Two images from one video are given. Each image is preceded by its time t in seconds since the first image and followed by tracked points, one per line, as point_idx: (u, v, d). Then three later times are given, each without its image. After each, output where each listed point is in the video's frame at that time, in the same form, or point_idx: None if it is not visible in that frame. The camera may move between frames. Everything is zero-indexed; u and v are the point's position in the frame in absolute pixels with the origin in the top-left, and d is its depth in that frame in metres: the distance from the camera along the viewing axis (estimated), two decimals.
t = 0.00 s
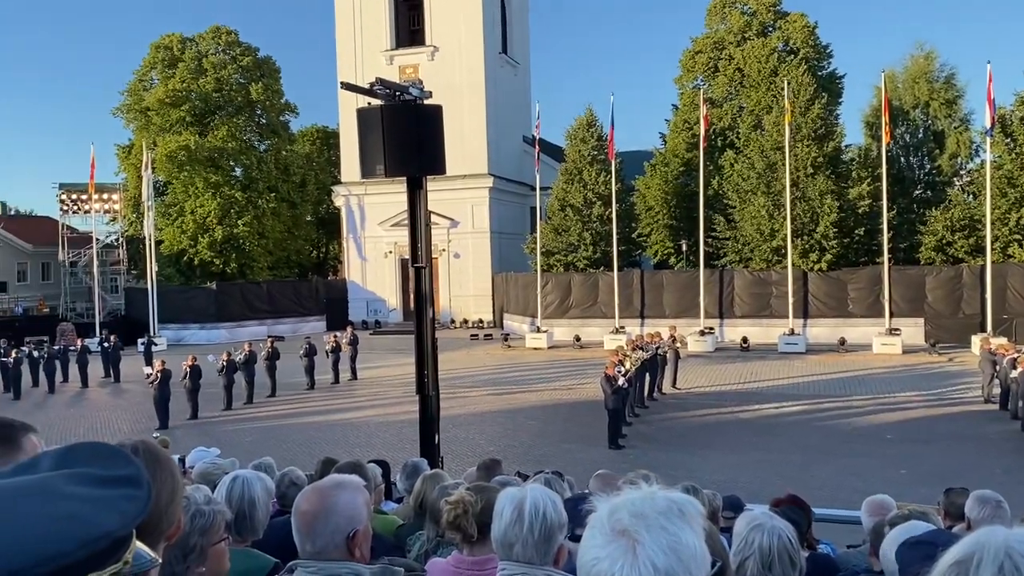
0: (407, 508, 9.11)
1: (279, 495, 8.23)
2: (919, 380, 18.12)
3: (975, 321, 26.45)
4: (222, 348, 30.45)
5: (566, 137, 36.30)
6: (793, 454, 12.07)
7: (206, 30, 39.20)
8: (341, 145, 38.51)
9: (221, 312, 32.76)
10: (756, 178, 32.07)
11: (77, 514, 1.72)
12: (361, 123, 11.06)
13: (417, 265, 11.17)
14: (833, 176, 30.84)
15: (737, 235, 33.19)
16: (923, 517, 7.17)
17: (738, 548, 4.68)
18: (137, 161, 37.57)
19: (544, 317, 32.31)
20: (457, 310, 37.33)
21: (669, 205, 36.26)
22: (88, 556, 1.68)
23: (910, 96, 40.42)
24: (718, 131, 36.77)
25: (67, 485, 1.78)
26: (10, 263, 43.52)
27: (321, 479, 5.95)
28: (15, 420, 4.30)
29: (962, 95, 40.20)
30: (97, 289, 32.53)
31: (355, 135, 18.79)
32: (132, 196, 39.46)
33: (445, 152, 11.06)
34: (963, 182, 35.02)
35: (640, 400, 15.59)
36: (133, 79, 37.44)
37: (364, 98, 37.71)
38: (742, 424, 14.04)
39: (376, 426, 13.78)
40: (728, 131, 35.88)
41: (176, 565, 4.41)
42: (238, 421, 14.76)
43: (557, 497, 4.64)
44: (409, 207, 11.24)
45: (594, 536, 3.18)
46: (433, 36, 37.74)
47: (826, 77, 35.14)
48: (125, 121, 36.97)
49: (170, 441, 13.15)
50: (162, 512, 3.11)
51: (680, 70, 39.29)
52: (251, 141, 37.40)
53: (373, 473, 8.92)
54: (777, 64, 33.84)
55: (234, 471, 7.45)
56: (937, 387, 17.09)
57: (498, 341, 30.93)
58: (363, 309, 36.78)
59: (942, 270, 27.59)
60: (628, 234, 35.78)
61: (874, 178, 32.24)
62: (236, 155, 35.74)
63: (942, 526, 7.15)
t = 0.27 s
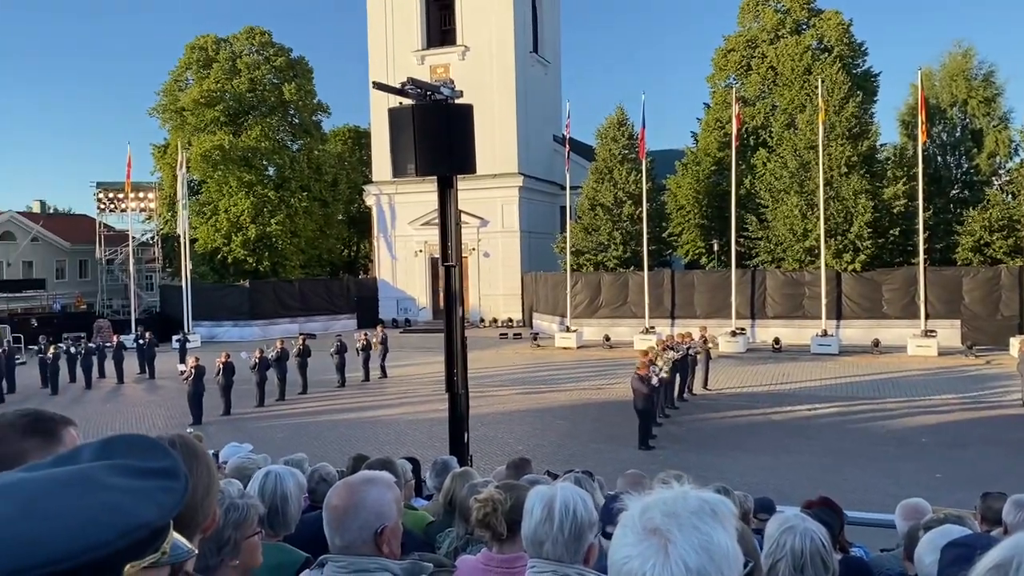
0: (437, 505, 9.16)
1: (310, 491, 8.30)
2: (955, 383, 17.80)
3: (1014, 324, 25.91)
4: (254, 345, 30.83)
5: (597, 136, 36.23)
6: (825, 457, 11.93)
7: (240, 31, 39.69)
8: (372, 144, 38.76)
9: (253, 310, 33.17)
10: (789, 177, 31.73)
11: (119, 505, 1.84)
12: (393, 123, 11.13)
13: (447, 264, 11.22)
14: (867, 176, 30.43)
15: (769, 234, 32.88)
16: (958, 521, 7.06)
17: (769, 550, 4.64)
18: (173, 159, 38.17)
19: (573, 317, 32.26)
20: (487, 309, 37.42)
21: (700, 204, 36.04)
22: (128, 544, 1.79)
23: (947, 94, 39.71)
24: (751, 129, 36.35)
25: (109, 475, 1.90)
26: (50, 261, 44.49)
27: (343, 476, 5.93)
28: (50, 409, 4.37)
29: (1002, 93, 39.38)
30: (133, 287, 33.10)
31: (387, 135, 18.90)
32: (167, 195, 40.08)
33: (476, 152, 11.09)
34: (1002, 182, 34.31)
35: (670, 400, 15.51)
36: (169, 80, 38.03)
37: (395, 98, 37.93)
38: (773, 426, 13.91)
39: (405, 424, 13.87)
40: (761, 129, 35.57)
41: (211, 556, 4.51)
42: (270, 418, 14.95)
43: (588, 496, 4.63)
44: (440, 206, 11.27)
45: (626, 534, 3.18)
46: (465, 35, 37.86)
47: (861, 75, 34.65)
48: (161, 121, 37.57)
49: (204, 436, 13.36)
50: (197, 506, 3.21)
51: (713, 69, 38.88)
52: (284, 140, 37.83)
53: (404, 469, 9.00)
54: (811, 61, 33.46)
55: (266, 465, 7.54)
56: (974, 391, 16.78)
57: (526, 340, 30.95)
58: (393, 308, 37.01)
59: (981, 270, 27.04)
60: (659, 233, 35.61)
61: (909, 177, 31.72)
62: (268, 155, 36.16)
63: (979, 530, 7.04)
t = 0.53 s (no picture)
0: (469, 502, 9.18)
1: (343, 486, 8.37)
2: (997, 386, 17.40)
3: None
4: (289, 342, 31.21)
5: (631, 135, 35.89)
6: (861, 460, 11.73)
7: (277, 31, 40.17)
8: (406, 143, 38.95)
9: (289, 307, 33.58)
10: (826, 176, 31.28)
11: (160, 497, 2.04)
12: (427, 122, 11.18)
13: (479, 262, 11.24)
14: (907, 175, 29.88)
15: (806, 234, 32.49)
16: (999, 526, 6.90)
17: (803, 553, 4.56)
18: (211, 158, 38.74)
19: (606, 316, 32.15)
20: (519, 308, 37.45)
21: (735, 203, 35.67)
22: (166, 534, 2.00)
23: (991, 91, 38.83)
24: (787, 127, 35.85)
25: (151, 468, 2.12)
26: (91, 258, 45.43)
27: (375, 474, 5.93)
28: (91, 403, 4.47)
29: None
30: (172, 285, 33.70)
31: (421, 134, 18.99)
32: (205, 194, 40.72)
33: (509, 150, 11.08)
34: None
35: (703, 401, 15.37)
36: (206, 80, 38.57)
37: (429, 98, 38.10)
38: (809, 428, 13.73)
39: (437, 421, 13.92)
40: (797, 128, 35.16)
41: (245, 550, 4.53)
42: (304, 414, 15.11)
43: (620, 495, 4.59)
44: (473, 205, 11.27)
45: (657, 534, 3.14)
46: (498, 35, 37.90)
47: (901, 72, 34.01)
48: (198, 121, 38.16)
49: (240, 432, 13.55)
50: (233, 498, 3.27)
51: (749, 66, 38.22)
52: (319, 139, 38.18)
53: (435, 466, 9.03)
54: (849, 58, 32.88)
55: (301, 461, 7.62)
56: (1016, 394, 16.38)
57: (559, 340, 30.90)
58: (426, 306, 37.21)
59: None
60: (694, 233, 35.34)
61: (950, 176, 31.10)
62: (303, 154, 36.55)
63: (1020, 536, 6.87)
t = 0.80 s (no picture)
0: (505, 499, 9.20)
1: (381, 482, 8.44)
2: None
3: None
4: (327, 339, 31.56)
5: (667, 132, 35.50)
6: (902, 462, 11.52)
7: (316, 31, 40.64)
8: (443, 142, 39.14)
9: (326, 305, 34.00)
10: (868, 174, 30.76)
11: (205, 488, 2.10)
12: (464, 121, 11.23)
13: (515, 260, 11.24)
14: (951, 173, 29.25)
15: (847, 233, 32.07)
16: None
17: (843, 554, 4.51)
18: (251, 157, 39.33)
19: (642, 316, 32.01)
20: (555, 307, 37.45)
21: (775, 202, 35.27)
22: (211, 525, 2.05)
23: None
24: (828, 125, 35.30)
25: (198, 459, 2.19)
26: (135, 255, 46.41)
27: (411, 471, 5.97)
28: (136, 397, 4.58)
29: None
30: (212, 282, 34.28)
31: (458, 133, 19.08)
32: (245, 192, 41.35)
33: (546, 149, 11.06)
34: None
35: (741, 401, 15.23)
36: (247, 80, 39.15)
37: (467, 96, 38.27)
38: (848, 429, 13.53)
39: (472, 419, 13.98)
40: (838, 125, 34.86)
41: (288, 543, 4.63)
42: (342, 410, 15.28)
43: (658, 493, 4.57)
44: (509, 204, 11.23)
45: (696, 533, 3.13)
46: (536, 33, 37.95)
47: (945, 68, 33.24)
48: (240, 120, 38.80)
49: (279, 427, 13.76)
50: (275, 492, 3.32)
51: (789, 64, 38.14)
52: (357, 138, 38.53)
53: (472, 462, 9.08)
54: (892, 55, 32.00)
55: (340, 456, 7.70)
56: None
57: (594, 338, 30.84)
58: (461, 304, 37.36)
59: None
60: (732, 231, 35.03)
61: (997, 174, 30.39)
62: (341, 153, 36.92)
63: None
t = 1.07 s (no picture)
0: (543, 497, 9.18)
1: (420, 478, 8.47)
2: None
3: None
4: (366, 336, 31.87)
5: (709, 129, 35.42)
6: (949, 466, 11.26)
7: (357, 31, 41.05)
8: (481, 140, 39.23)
9: (366, 302, 34.31)
10: (914, 172, 30.18)
11: (254, 478, 2.13)
12: (503, 118, 11.26)
13: (553, 258, 11.21)
14: (1001, 169, 28.55)
15: (892, 232, 31.59)
16: None
17: (888, 556, 4.43)
18: (292, 156, 39.86)
19: (682, 315, 31.81)
20: (592, 305, 37.36)
21: (818, 199, 34.75)
22: (261, 514, 2.06)
23: None
24: (873, 122, 34.60)
25: (247, 450, 2.23)
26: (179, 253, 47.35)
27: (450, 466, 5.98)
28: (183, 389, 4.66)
29: None
30: (255, 279, 34.85)
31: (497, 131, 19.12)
32: (287, 191, 41.92)
33: (585, 146, 11.03)
34: None
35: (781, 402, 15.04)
36: (289, 79, 39.67)
37: (506, 94, 38.36)
38: (893, 431, 13.28)
39: (510, 417, 14.01)
40: (884, 121, 34.03)
41: (332, 536, 4.70)
42: (381, 407, 15.42)
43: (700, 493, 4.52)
44: (547, 201, 11.23)
45: (740, 531, 3.08)
46: (575, 30, 37.88)
47: (995, 63, 32.49)
48: (282, 119, 39.41)
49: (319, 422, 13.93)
50: (318, 484, 3.35)
51: (833, 59, 37.27)
52: (397, 137, 38.79)
53: (510, 460, 9.08)
54: (940, 49, 31.37)
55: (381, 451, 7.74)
56: None
57: (633, 337, 30.72)
58: (499, 302, 37.47)
59: None
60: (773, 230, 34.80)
61: None
62: (381, 152, 37.26)
63: None
